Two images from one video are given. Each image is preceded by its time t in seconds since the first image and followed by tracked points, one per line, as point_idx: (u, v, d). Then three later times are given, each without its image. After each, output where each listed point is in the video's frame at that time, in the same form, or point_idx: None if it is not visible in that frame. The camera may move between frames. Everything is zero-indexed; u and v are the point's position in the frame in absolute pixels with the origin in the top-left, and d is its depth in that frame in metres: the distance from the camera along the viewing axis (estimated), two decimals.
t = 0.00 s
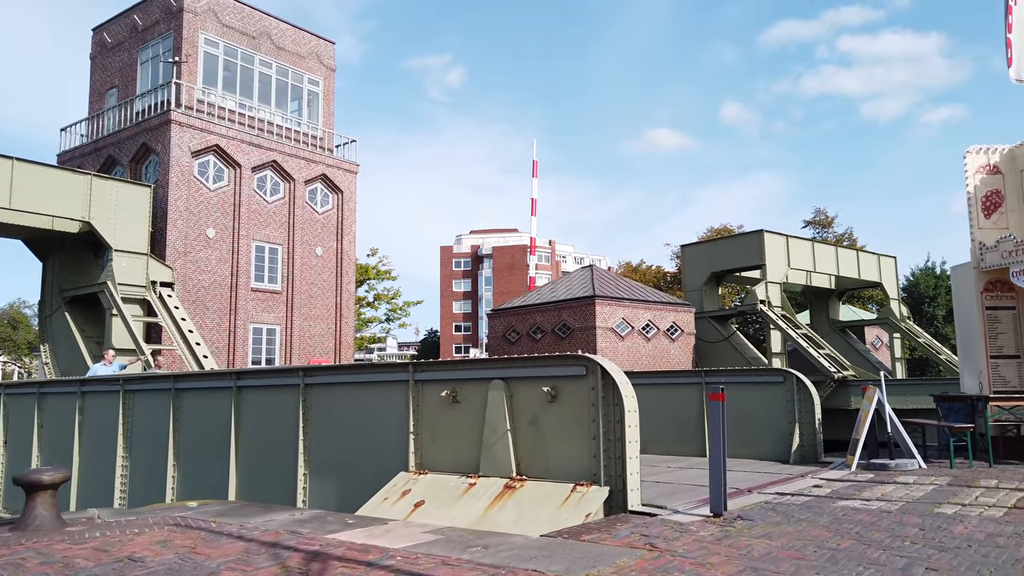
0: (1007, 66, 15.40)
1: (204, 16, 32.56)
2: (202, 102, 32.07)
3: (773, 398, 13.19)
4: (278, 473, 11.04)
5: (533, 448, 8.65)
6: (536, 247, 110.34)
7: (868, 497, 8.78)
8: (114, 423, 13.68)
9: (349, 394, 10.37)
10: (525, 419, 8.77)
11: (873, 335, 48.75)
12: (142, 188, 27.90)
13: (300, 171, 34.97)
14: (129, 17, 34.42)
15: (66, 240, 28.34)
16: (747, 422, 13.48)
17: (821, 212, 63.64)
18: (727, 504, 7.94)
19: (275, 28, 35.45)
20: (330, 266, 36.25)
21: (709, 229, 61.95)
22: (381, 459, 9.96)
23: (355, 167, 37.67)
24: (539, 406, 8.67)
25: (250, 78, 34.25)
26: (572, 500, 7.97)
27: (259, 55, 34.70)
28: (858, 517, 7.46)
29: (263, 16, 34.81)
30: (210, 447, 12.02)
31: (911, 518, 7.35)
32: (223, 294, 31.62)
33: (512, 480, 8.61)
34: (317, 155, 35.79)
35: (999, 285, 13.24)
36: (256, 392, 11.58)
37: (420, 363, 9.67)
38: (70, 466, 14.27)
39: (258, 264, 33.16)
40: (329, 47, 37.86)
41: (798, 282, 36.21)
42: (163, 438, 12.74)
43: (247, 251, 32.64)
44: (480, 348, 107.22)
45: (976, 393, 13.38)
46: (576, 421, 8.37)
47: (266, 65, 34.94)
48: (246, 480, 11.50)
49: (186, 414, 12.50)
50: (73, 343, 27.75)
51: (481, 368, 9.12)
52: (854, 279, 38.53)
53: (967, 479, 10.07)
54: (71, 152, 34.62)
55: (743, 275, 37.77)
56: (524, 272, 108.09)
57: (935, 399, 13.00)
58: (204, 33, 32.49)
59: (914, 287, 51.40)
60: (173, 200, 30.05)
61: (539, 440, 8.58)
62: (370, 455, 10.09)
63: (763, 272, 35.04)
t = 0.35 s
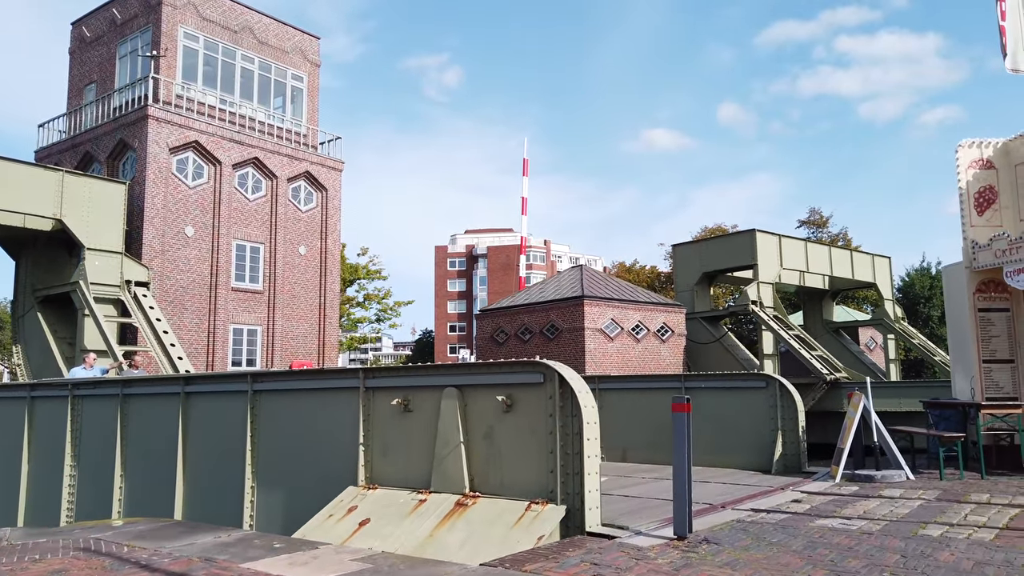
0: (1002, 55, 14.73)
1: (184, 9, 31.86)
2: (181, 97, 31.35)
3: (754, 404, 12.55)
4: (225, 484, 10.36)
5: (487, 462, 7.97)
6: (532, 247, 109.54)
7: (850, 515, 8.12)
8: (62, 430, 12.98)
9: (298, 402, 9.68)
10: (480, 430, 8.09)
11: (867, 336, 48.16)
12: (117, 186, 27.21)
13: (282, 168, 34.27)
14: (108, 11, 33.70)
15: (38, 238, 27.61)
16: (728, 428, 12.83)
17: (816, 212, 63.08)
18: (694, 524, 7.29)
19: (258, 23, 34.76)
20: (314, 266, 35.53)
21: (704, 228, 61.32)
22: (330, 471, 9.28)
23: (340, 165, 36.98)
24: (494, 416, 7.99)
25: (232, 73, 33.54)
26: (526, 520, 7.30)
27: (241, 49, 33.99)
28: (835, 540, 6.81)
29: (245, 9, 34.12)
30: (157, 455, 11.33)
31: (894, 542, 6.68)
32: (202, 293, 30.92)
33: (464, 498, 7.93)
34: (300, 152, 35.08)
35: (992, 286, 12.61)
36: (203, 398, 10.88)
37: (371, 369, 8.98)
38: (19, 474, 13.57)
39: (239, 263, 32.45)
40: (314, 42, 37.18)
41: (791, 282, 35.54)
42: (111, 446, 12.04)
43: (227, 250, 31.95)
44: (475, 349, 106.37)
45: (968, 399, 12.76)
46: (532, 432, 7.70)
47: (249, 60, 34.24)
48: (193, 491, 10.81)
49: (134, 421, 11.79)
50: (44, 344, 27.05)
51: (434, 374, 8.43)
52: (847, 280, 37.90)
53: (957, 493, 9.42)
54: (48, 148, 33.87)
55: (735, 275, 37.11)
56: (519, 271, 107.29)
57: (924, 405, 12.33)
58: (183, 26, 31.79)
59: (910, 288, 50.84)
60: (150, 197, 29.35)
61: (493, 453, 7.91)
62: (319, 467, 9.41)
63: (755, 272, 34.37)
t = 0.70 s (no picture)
0: (985, 41, 14.21)
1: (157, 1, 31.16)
2: (153, 91, 30.66)
3: (726, 406, 11.98)
4: (160, 492, 9.72)
5: (428, 470, 7.37)
6: (522, 247, 108.82)
7: (817, 526, 7.56)
8: None
9: (235, 404, 9.04)
10: (421, 435, 7.48)
11: (855, 336, 47.77)
12: (85, 181, 26.53)
13: (259, 164, 33.57)
14: (80, 3, 32.96)
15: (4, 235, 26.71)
16: (701, 431, 12.23)
17: (804, 211, 62.73)
18: (645, 538, 6.73)
19: (234, 16, 34.09)
20: (292, 264, 34.84)
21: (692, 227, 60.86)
22: (265, 478, 8.64)
23: (319, 161, 36.31)
24: (435, 420, 7.38)
25: (208, 67, 32.86)
26: (463, 534, 6.70)
27: (217, 43, 33.30)
28: (797, 555, 6.25)
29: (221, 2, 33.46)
30: (94, 461, 10.67)
31: (860, 558, 6.12)
32: (175, 292, 30.20)
33: (401, 509, 7.32)
34: (278, 148, 34.41)
35: (975, 282, 12.10)
36: (140, 401, 10.22)
37: (308, 369, 8.35)
38: None
39: (214, 261, 31.73)
40: (293, 36, 36.53)
41: (778, 281, 34.97)
42: (47, 451, 11.38)
43: (202, 247, 31.25)
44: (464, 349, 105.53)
45: (950, 401, 12.23)
46: (475, 437, 7.09)
47: (225, 54, 33.56)
48: (128, 500, 10.16)
49: (71, 424, 11.14)
50: (8, 343, 26.23)
51: (373, 374, 7.81)
52: (834, 279, 37.44)
53: (934, 501, 8.89)
54: (18, 143, 33.07)
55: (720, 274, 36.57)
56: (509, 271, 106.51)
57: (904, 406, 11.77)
58: (156, 19, 31.09)
59: (898, 287, 50.48)
60: (120, 193, 28.64)
61: (433, 460, 7.30)
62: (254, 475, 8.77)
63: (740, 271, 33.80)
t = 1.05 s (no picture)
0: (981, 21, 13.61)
1: None
2: (133, 82, 29.98)
3: (706, 404, 11.38)
4: (99, 496, 9.11)
5: (368, 476, 6.74)
6: (518, 244, 108.03)
7: (793, 536, 6.95)
8: None
9: (174, 403, 8.40)
10: (362, 437, 6.84)
11: (850, 334, 47.16)
12: (60, 173, 25.82)
13: (242, 157, 32.90)
14: None
15: None
16: (680, 431, 11.64)
17: (800, 208, 62.11)
18: (602, 551, 6.13)
19: (217, 5, 33.41)
20: (276, 259, 34.18)
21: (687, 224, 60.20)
22: (203, 483, 8.02)
23: (304, 155, 35.63)
24: (377, 421, 6.74)
25: (189, 58, 32.18)
26: (401, 547, 6.08)
27: (199, 33, 32.62)
28: (766, 571, 5.64)
29: None
30: (33, 463, 10.06)
31: (835, 574, 5.53)
32: (154, 288, 29.55)
33: (340, 518, 6.70)
34: (262, 141, 33.74)
35: (968, 274, 11.51)
36: (80, 399, 9.60)
37: (247, 365, 7.70)
38: None
39: (195, 256, 31.07)
40: (278, 27, 35.87)
41: (772, 278, 34.14)
42: None
43: (182, 242, 30.59)
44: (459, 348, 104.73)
45: (940, 400, 11.69)
46: (418, 440, 6.45)
47: (207, 44, 32.88)
48: (67, 504, 9.55)
49: (12, 424, 10.53)
50: None
51: (314, 370, 7.16)
52: (829, 276, 36.80)
53: (923, 507, 8.29)
54: None
55: (713, 270, 35.89)
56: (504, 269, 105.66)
57: (892, 406, 11.23)
58: (135, 8, 30.40)
59: (895, 285, 49.87)
60: (97, 186, 27.97)
61: (375, 464, 6.67)
62: (193, 479, 8.15)
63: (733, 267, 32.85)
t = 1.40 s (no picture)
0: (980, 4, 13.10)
1: None
2: (111, 75, 29.29)
3: (686, 408, 10.74)
4: (28, 509, 8.46)
5: (299, 493, 6.07)
6: (514, 243, 107.31)
7: (768, 559, 6.29)
8: None
9: (103, 409, 7.75)
10: (293, 449, 6.17)
11: (846, 333, 46.54)
12: (35, 168, 25.58)
13: (225, 152, 32.19)
14: None
15: None
16: (659, 437, 11.00)
17: (796, 206, 61.48)
18: None
19: None
20: (260, 256, 33.49)
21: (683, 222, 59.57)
22: (132, 496, 7.37)
23: (290, 150, 34.92)
24: (309, 432, 6.07)
25: (170, 50, 31.48)
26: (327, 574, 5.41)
27: (181, 25, 31.91)
28: None
29: None
30: None
31: None
32: (133, 285, 28.85)
33: (267, 540, 6.03)
34: (245, 136, 33.04)
35: (963, 272, 10.88)
36: (11, 404, 8.94)
37: (177, 369, 7.04)
38: None
39: (175, 253, 30.38)
40: (263, 20, 35.17)
41: (766, 276, 33.46)
42: None
43: (162, 239, 29.90)
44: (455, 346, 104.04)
45: (934, 404, 11.04)
46: (350, 454, 5.78)
47: (189, 37, 32.17)
48: None
49: None
50: None
51: (244, 375, 6.49)
52: (824, 274, 36.13)
53: (913, 523, 7.63)
54: None
55: (706, 268, 35.18)
56: (500, 267, 104.90)
57: (882, 410, 10.61)
58: None
59: (892, 284, 49.25)
60: (73, 181, 27.28)
61: (306, 479, 6.01)
62: (121, 492, 7.50)
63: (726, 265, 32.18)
